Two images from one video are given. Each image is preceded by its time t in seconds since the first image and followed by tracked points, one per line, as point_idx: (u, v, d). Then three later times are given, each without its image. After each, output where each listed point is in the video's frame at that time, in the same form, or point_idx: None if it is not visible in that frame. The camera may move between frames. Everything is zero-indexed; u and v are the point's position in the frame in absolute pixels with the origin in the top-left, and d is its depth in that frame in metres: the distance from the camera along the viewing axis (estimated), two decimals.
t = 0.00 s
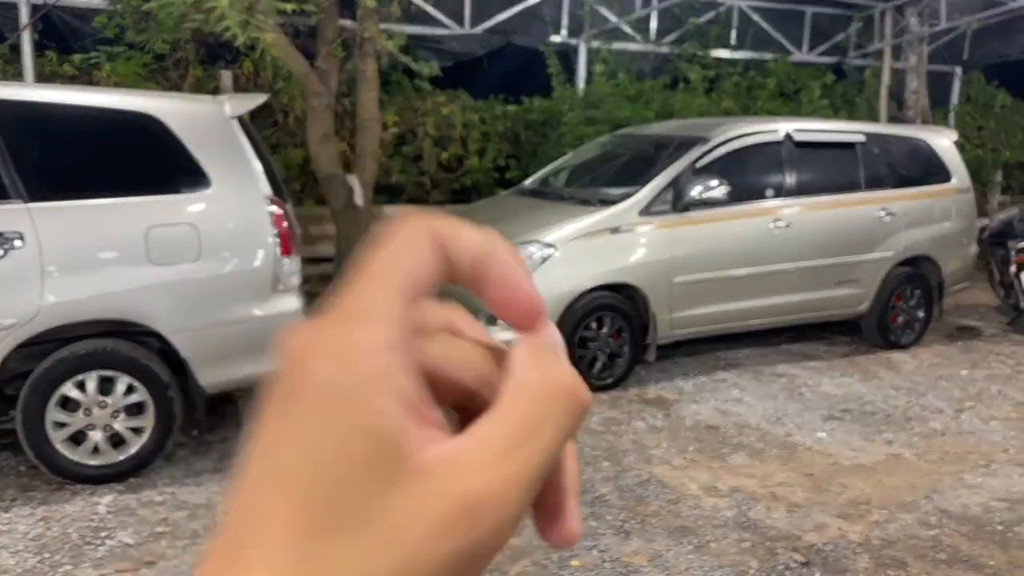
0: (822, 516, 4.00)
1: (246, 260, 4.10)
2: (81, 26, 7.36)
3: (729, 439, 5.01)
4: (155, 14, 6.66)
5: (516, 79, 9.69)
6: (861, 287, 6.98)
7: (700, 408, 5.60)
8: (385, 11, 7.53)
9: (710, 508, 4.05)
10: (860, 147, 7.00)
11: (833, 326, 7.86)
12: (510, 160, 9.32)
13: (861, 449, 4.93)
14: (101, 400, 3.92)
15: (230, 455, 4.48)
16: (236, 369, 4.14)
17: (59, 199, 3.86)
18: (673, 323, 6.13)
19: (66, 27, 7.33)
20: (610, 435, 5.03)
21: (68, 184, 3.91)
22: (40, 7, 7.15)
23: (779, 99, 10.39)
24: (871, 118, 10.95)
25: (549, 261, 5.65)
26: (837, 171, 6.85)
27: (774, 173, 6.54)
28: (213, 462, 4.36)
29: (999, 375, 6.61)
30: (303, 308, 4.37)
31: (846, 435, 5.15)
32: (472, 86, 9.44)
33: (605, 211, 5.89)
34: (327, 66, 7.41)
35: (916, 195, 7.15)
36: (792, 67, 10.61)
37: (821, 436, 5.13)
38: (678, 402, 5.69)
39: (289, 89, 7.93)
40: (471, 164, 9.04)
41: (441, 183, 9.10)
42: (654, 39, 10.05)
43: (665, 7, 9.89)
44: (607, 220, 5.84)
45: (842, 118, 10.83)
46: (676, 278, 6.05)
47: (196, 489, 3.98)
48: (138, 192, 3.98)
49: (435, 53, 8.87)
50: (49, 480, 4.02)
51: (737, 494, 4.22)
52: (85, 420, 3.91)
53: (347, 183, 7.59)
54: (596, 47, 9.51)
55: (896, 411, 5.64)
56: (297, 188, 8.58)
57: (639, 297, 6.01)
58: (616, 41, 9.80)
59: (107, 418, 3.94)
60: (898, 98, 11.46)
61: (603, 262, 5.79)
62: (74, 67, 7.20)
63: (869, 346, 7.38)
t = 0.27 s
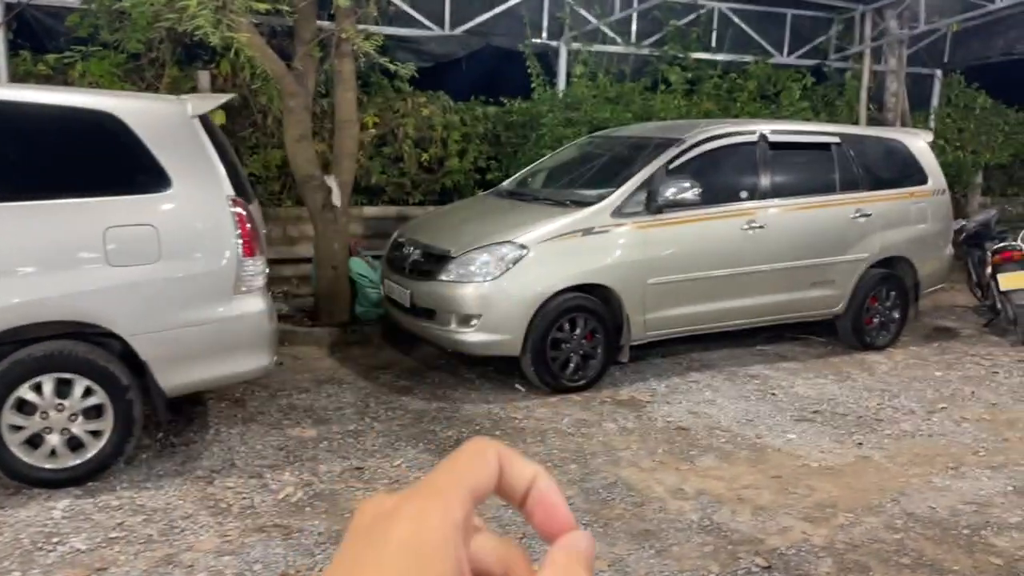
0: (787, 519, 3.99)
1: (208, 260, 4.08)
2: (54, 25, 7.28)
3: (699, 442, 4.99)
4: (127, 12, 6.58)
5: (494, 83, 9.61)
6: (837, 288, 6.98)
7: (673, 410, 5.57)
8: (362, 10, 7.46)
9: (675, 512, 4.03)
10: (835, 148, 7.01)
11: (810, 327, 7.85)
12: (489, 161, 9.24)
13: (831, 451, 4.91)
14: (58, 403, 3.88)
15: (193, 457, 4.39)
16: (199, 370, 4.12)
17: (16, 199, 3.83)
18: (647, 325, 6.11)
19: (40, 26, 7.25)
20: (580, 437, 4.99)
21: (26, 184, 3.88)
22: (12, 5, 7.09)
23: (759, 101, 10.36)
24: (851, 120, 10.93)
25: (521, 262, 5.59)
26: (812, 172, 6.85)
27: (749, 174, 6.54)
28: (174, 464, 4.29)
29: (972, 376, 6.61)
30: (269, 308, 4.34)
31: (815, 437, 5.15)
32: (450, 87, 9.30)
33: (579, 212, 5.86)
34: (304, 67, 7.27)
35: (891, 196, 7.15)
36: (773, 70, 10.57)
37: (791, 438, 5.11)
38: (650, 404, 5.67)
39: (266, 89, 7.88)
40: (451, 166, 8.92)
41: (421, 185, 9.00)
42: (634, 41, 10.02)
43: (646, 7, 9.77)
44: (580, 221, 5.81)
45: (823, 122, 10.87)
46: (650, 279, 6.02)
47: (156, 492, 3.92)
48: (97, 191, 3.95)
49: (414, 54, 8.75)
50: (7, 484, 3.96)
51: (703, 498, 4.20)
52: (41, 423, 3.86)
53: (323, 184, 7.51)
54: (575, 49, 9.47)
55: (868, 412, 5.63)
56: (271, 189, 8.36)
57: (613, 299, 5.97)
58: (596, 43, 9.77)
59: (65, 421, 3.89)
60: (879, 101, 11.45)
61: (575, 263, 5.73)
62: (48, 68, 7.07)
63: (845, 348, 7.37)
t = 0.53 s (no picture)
0: (763, 528, 3.88)
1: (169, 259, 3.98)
2: (25, 19, 7.21)
3: (677, 447, 4.88)
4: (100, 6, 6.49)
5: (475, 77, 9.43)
6: (822, 289, 6.88)
7: (652, 413, 5.45)
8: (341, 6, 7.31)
9: (649, 520, 3.91)
10: (820, 147, 6.90)
11: (796, 328, 7.74)
12: (473, 159, 9.09)
13: (811, 456, 4.80)
14: (9, 408, 3.76)
15: (153, 464, 4.26)
16: (159, 374, 4.01)
17: None
18: (627, 326, 6.00)
19: (11, 21, 7.19)
20: (555, 442, 4.87)
21: None
22: None
23: (746, 100, 10.25)
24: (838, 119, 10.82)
25: (497, 262, 5.45)
26: (796, 171, 6.74)
27: (731, 174, 6.43)
28: (132, 472, 4.16)
29: (958, 378, 6.51)
30: (232, 308, 4.23)
31: (796, 441, 5.04)
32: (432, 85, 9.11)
33: (557, 211, 5.73)
34: (281, 62, 7.09)
35: (876, 195, 7.04)
36: (760, 69, 10.44)
37: (771, 443, 5.00)
38: (630, 407, 5.55)
39: (243, 85, 7.76)
40: (434, 164, 8.76)
41: (404, 183, 8.82)
42: (620, 39, 9.88)
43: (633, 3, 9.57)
44: (558, 220, 5.67)
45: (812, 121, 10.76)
46: (631, 280, 5.90)
47: (112, 502, 3.81)
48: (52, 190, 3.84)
49: (395, 50, 8.62)
50: None
51: (678, 505, 4.09)
52: None
53: (302, 182, 7.36)
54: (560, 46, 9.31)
55: (851, 416, 5.52)
56: (246, 185, 8.17)
57: (593, 300, 5.84)
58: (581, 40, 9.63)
59: (16, 428, 3.78)
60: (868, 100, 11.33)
61: (553, 264, 5.60)
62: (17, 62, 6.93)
63: (830, 349, 7.26)
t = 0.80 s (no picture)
0: (744, 542, 3.74)
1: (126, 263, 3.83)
2: None
3: (658, 455, 4.73)
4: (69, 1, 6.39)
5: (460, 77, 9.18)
6: (809, 290, 6.74)
7: (633, 419, 5.30)
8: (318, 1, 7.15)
9: (625, 534, 3.77)
10: (808, 147, 6.76)
11: (783, 330, 7.60)
12: (458, 158, 8.91)
13: (795, 465, 4.67)
14: None
15: (112, 476, 4.11)
16: (116, 382, 3.87)
17: None
18: (609, 330, 5.84)
19: None
20: (533, 450, 4.72)
21: None
22: None
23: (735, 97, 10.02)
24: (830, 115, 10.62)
25: (474, 264, 5.29)
26: (784, 171, 6.60)
27: (717, 174, 6.29)
28: (90, 484, 4.01)
29: (948, 382, 6.37)
30: (194, 312, 4.08)
31: (781, 449, 4.90)
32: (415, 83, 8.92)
33: (537, 211, 5.57)
34: (257, 58, 6.95)
35: (865, 196, 6.91)
36: (750, 66, 10.23)
37: (755, 451, 4.86)
38: (611, 413, 5.40)
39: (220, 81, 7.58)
40: (418, 163, 8.57)
41: (386, 182, 8.64)
42: (607, 36, 9.71)
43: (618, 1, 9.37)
44: (539, 220, 5.50)
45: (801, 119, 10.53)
46: (613, 283, 5.74)
47: (65, 517, 3.66)
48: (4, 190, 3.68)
49: (378, 46, 8.48)
50: None
51: (656, 518, 3.94)
52: None
53: (280, 180, 7.18)
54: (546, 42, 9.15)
55: (838, 422, 5.38)
56: (223, 184, 8.03)
57: (575, 303, 5.69)
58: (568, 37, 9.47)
59: None
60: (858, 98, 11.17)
61: (533, 266, 5.43)
62: None
63: (818, 352, 7.12)
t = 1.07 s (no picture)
0: (722, 553, 3.62)
1: (76, 268, 3.69)
2: None
3: (637, 461, 4.60)
4: None
5: (440, 71, 9.14)
6: (795, 291, 6.62)
7: (614, 424, 5.17)
8: None
9: (600, 546, 3.64)
10: (794, 145, 6.65)
11: (769, 331, 7.49)
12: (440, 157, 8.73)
13: (778, 471, 4.54)
14: None
15: (69, 486, 3.97)
16: (76, 389, 3.75)
17: None
18: (590, 332, 5.70)
19: None
20: (508, 457, 4.58)
21: None
22: None
23: (722, 96, 9.78)
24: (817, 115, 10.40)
25: (450, 265, 5.14)
26: (769, 170, 6.49)
27: (700, 173, 6.16)
28: (46, 495, 3.87)
29: (935, 385, 6.27)
30: (154, 315, 3.94)
31: (763, 455, 4.78)
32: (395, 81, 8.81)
33: (516, 210, 5.43)
34: (231, 54, 6.81)
35: (851, 195, 6.80)
36: (735, 64, 9.97)
37: (737, 457, 4.73)
38: (591, 417, 5.27)
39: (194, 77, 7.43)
40: (399, 161, 8.37)
41: (366, 181, 8.44)
42: (592, 33, 9.55)
43: None
44: (517, 220, 5.36)
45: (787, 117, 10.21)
46: (594, 284, 5.61)
47: (17, 531, 3.53)
48: None
49: (356, 43, 8.28)
50: None
51: (633, 528, 3.81)
52: None
53: (256, 179, 7.01)
54: (529, 39, 8.99)
55: (822, 426, 5.26)
56: (198, 183, 7.87)
57: (554, 305, 5.54)
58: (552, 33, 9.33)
59: None
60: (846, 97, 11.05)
61: (511, 267, 5.29)
62: None
63: (804, 354, 7.02)
